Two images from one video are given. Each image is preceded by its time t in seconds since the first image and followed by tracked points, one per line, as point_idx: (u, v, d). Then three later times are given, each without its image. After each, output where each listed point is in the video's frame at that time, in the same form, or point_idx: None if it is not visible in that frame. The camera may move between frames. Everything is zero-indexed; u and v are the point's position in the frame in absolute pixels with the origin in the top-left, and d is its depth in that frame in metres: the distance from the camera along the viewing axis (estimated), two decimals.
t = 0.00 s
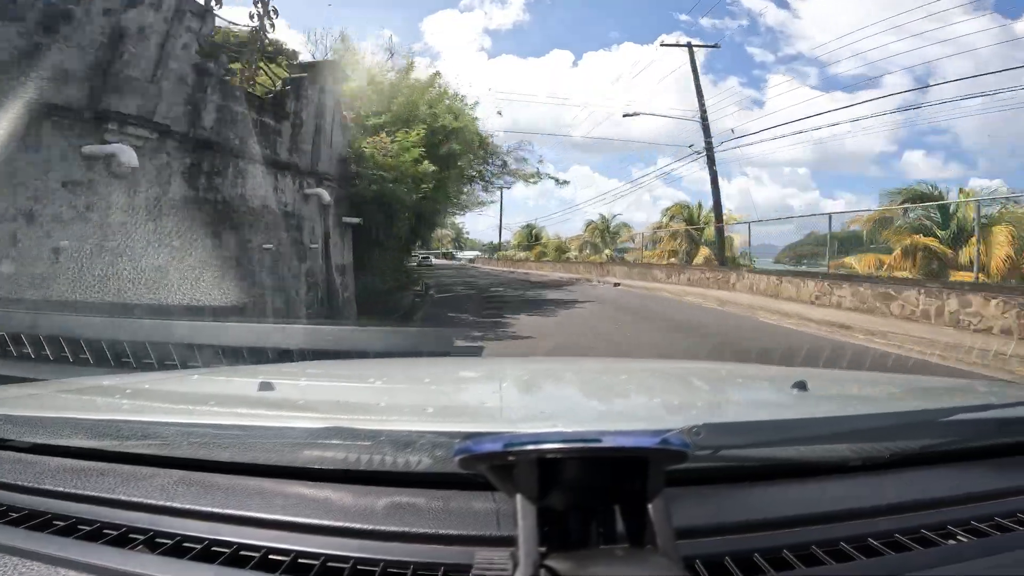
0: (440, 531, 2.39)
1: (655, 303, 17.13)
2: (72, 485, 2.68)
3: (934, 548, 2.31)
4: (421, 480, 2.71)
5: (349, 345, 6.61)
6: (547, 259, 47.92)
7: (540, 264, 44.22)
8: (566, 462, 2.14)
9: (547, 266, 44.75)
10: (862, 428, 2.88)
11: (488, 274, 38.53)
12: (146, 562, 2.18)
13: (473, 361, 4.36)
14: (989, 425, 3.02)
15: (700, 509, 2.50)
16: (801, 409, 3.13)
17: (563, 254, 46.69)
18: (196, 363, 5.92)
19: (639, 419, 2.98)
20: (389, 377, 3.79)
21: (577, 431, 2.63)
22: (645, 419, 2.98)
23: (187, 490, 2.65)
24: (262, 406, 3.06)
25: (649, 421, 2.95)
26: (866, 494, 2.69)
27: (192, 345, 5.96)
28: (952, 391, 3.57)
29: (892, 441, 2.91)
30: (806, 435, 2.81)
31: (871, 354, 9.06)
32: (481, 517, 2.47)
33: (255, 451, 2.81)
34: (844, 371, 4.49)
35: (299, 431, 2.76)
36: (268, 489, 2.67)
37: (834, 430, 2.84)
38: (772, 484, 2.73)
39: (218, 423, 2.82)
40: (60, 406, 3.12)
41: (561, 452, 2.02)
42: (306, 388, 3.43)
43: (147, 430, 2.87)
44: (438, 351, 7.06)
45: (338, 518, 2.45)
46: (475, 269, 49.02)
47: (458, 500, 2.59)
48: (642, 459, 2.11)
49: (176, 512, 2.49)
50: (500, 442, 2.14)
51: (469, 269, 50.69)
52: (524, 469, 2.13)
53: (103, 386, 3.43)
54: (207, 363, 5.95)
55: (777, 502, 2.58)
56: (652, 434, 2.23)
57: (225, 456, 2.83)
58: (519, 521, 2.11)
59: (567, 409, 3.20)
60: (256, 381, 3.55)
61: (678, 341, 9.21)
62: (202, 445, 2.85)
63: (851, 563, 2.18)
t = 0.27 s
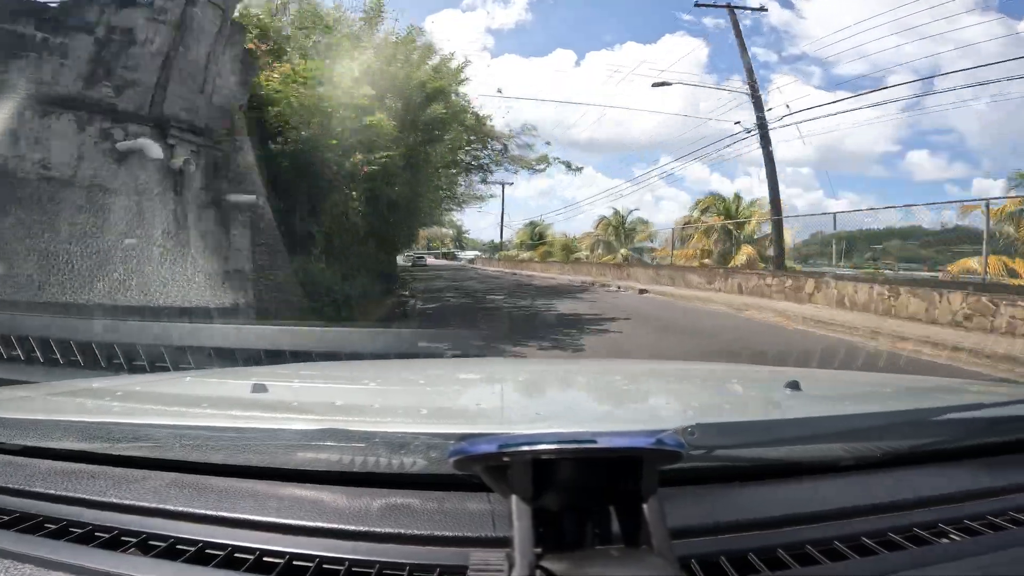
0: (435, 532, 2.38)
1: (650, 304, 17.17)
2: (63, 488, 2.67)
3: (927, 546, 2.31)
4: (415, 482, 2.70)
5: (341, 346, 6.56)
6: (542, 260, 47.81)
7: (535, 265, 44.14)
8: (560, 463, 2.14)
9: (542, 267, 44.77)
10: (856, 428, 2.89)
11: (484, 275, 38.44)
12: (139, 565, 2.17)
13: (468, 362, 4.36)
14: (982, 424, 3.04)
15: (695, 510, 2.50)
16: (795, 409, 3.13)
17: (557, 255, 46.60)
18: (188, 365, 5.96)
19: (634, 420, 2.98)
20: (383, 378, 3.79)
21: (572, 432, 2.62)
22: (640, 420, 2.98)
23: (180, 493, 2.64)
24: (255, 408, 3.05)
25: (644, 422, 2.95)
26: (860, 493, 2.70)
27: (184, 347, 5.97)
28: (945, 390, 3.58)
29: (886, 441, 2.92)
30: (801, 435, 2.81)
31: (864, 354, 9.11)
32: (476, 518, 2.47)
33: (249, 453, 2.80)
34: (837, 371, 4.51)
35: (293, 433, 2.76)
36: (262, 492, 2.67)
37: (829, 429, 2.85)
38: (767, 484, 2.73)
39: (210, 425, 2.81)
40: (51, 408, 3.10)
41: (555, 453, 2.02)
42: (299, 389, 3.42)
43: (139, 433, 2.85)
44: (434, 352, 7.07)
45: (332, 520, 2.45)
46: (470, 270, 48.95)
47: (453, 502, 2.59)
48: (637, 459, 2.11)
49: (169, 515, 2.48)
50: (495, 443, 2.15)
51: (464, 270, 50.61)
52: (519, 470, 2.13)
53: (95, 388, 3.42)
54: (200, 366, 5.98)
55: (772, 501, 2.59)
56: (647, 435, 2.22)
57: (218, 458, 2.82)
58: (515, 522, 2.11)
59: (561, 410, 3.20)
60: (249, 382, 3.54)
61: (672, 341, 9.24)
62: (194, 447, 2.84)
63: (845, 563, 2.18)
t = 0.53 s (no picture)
0: (432, 533, 2.38)
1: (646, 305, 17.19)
2: (57, 491, 2.66)
3: (922, 543, 2.32)
4: (412, 483, 2.71)
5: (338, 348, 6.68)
6: (539, 261, 47.83)
7: (531, 265, 44.09)
8: (556, 463, 2.14)
9: (538, 267, 44.74)
10: (849, 426, 2.90)
11: (478, 276, 38.36)
12: (136, 568, 2.17)
13: (463, 364, 4.36)
14: (974, 421, 3.06)
15: (691, 508, 2.51)
16: (789, 407, 3.14)
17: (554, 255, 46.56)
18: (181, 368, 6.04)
19: (629, 419, 2.99)
20: (378, 380, 3.79)
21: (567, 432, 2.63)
22: (635, 419, 2.99)
23: (175, 495, 2.64)
24: (250, 410, 3.05)
25: (638, 421, 2.95)
26: (856, 490, 2.70)
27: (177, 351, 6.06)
28: (938, 387, 3.60)
29: (879, 438, 2.94)
30: (795, 433, 2.82)
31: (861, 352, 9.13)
32: (473, 519, 2.47)
33: (244, 456, 2.80)
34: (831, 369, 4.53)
35: (289, 435, 2.76)
36: (259, 493, 2.67)
37: (823, 427, 2.86)
38: (762, 482, 2.74)
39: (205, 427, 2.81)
40: (44, 412, 3.09)
41: (551, 453, 2.02)
42: (294, 392, 3.42)
43: (133, 435, 2.85)
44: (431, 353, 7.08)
45: (329, 521, 2.44)
46: (465, 272, 48.84)
47: (450, 502, 2.59)
48: (633, 459, 2.12)
49: (165, 518, 2.47)
50: (491, 444, 2.15)
51: (459, 271, 50.49)
52: (515, 470, 2.13)
53: (89, 392, 3.41)
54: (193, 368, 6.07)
55: (768, 499, 2.59)
56: (643, 434, 2.23)
57: (213, 461, 2.82)
58: (512, 522, 2.11)
59: (557, 410, 3.21)
60: (244, 385, 3.55)
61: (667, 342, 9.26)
62: (189, 450, 2.83)
63: (840, 560, 2.19)
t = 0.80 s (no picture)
0: (432, 535, 2.38)
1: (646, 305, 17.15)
2: (55, 497, 2.66)
3: (925, 541, 2.32)
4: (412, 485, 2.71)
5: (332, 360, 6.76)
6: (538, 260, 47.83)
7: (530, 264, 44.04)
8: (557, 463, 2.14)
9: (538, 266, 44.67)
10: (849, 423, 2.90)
11: (478, 277, 38.41)
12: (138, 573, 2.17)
13: (460, 364, 4.36)
14: (974, 418, 3.06)
15: (692, 507, 2.50)
16: (788, 405, 3.14)
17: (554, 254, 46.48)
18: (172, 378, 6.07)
19: (629, 418, 2.98)
20: (376, 382, 3.79)
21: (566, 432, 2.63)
22: (634, 419, 2.98)
23: (175, 500, 2.64)
24: (249, 414, 3.05)
25: (638, 420, 2.95)
26: (859, 487, 2.70)
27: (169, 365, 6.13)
28: (936, 384, 3.60)
29: (878, 435, 2.94)
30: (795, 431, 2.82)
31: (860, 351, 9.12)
32: (473, 519, 2.47)
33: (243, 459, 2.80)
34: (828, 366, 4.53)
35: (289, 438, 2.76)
36: (259, 497, 2.67)
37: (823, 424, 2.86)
38: (763, 480, 2.74)
39: (204, 431, 2.81)
40: (41, 418, 3.08)
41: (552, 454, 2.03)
42: (292, 394, 3.43)
43: (131, 440, 2.84)
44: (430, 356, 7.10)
45: (330, 524, 2.45)
46: (465, 272, 48.87)
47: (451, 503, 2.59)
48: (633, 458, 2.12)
49: (165, 523, 2.47)
50: (491, 446, 2.15)
51: (460, 272, 50.51)
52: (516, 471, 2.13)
53: (86, 397, 3.40)
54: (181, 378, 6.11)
55: (769, 498, 2.59)
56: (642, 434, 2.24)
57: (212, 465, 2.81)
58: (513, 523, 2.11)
59: (556, 410, 3.20)
60: (242, 389, 3.55)
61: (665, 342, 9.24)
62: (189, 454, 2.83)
63: (842, 559, 2.18)
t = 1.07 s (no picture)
0: (427, 534, 2.37)
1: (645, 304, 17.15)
2: (49, 497, 2.64)
3: (919, 538, 2.32)
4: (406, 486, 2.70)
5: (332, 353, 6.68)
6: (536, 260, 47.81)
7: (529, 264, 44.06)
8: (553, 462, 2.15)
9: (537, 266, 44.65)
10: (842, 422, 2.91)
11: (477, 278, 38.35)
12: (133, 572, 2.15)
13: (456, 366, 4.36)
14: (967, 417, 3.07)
15: (686, 506, 2.50)
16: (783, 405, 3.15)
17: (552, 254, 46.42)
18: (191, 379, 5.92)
19: (623, 419, 2.98)
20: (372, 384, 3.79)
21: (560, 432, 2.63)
22: (629, 419, 2.98)
23: (169, 501, 2.62)
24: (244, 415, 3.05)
25: (632, 421, 2.95)
26: (853, 485, 2.70)
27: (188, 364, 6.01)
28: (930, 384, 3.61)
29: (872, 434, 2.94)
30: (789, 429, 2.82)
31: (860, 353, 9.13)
32: (467, 520, 2.47)
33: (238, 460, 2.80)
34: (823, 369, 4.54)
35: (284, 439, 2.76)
36: (255, 497, 2.66)
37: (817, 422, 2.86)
38: (758, 479, 2.73)
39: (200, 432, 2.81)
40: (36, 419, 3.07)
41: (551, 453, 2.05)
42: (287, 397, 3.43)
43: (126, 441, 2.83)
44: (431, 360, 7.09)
45: (325, 524, 2.44)
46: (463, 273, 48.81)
47: (445, 504, 2.59)
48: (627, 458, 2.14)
49: (160, 523, 2.46)
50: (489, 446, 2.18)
51: (457, 272, 50.47)
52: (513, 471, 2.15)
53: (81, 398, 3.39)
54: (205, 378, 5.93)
55: (764, 496, 2.58)
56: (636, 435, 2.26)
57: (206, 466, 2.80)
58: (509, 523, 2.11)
59: (552, 410, 3.20)
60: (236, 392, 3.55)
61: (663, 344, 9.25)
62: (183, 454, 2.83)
63: (835, 555, 2.18)
